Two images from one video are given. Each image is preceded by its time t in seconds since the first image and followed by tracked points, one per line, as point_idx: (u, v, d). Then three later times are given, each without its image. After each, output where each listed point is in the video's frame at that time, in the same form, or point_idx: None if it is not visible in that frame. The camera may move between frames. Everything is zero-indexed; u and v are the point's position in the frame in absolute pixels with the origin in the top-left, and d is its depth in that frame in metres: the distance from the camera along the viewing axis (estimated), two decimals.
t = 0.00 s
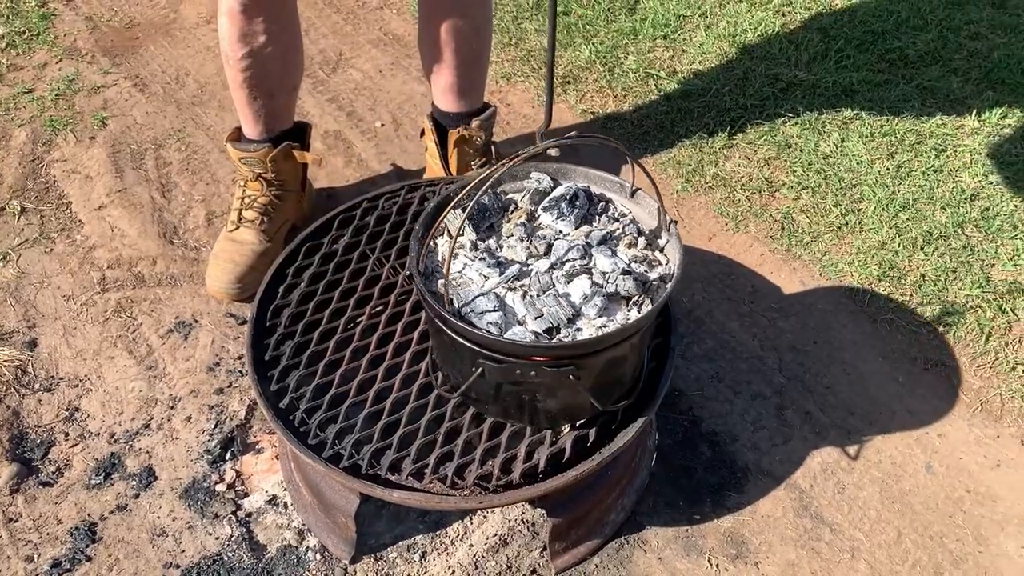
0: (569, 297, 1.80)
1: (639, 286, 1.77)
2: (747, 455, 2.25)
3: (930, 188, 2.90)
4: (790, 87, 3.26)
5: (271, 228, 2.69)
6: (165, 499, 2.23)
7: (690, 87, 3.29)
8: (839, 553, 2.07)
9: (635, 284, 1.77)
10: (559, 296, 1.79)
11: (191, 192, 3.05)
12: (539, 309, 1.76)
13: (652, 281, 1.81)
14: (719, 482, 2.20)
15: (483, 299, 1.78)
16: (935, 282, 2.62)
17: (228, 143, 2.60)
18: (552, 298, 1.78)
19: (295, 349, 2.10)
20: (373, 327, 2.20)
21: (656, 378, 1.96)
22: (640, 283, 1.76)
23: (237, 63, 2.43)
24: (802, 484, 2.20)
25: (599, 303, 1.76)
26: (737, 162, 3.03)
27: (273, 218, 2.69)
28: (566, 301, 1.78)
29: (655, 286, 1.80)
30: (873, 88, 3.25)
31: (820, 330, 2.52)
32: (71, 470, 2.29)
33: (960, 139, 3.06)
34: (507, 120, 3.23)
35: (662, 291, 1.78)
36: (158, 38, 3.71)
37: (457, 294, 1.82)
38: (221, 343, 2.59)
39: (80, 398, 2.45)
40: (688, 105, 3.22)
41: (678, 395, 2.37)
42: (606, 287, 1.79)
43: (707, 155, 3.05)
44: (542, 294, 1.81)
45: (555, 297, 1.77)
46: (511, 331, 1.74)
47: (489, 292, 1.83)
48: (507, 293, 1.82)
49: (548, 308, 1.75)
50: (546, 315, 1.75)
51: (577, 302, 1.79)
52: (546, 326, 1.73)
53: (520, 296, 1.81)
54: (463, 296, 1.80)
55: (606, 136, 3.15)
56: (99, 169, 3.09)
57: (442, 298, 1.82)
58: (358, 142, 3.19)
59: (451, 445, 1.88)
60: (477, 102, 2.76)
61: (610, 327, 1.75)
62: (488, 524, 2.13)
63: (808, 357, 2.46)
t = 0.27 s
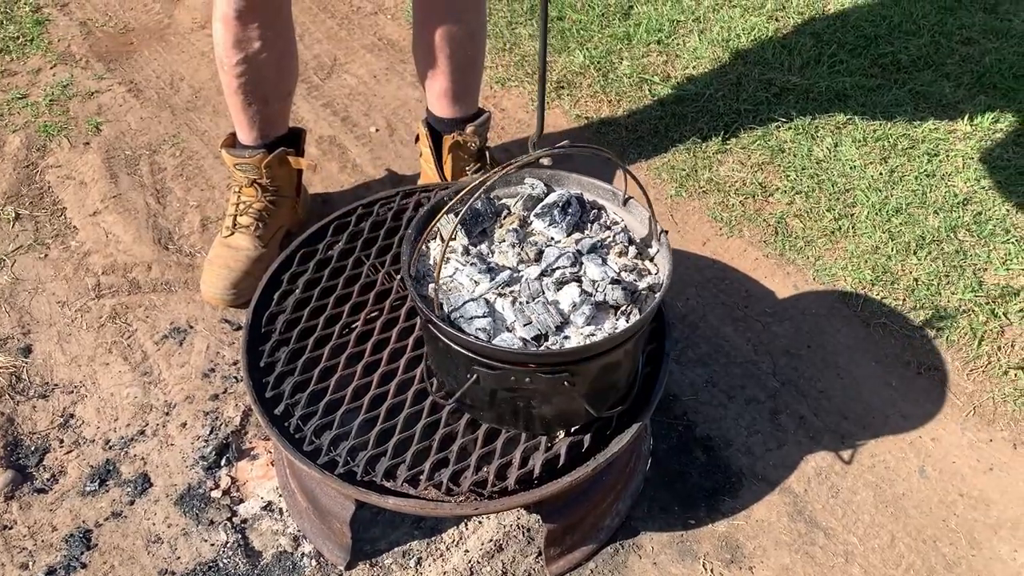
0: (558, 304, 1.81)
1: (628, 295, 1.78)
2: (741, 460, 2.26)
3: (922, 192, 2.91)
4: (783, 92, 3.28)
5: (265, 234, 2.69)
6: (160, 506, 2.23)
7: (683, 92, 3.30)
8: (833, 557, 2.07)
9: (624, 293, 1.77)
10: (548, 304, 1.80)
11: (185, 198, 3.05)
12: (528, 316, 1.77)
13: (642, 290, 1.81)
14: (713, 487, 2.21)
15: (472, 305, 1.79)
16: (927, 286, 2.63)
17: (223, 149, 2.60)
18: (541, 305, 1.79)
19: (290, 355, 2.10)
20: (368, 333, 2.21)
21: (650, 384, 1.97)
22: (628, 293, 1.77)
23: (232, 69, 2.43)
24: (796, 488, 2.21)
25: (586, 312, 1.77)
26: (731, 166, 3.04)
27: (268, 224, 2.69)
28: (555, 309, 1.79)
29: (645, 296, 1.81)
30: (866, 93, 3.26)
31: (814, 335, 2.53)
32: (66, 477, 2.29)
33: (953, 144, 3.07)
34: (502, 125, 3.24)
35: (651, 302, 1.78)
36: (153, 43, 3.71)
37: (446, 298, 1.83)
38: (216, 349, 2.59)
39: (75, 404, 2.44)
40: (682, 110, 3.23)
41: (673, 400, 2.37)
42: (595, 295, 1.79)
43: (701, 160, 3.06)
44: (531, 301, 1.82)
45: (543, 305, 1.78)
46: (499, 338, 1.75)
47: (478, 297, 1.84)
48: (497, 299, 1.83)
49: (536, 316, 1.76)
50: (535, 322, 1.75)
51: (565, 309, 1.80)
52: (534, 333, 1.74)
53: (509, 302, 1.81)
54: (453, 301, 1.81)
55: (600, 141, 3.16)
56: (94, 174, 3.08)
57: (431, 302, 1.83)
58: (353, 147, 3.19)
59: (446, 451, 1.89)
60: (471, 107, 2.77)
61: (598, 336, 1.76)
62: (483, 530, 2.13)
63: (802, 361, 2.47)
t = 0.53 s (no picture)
0: (556, 311, 1.81)
1: (626, 303, 1.78)
2: (741, 464, 2.26)
3: (920, 197, 2.92)
4: (781, 96, 3.29)
5: (265, 239, 2.69)
6: (160, 511, 2.23)
7: (682, 97, 3.31)
8: (833, 561, 2.08)
9: (622, 301, 1.78)
10: (546, 310, 1.81)
11: (185, 203, 3.05)
12: (526, 322, 1.77)
13: (640, 298, 1.82)
14: (713, 491, 2.21)
15: (470, 310, 1.80)
16: (926, 291, 2.64)
17: (223, 155, 2.60)
18: (538, 311, 1.79)
19: (291, 360, 2.11)
20: (369, 338, 2.21)
21: (650, 389, 1.97)
22: (626, 301, 1.78)
23: (232, 74, 2.43)
24: (795, 492, 2.21)
25: (583, 318, 1.77)
26: (729, 171, 3.05)
27: (268, 229, 2.69)
28: (553, 315, 1.79)
29: (642, 304, 1.81)
30: (864, 97, 3.27)
31: (813, 339, 2.54)
32: (66, 483, 2.29)
33: (951, 148, 3.08)
34: (501, 130, 3.25)
35: (648, 310, 1.79)
36: (152, 49, 3.72)
37: (445, 302, 1.84)
38: (216, 354, 2.59)
39: (75, 410, 2.45)
40: (680, 115, 3.24)
41: (672, 405, 2.38)
42: (593, 302, 1.80)
43: (700, 164, 3.07)
44: (529, 307, 1.82)
45: (541, 311, 1.79)
46: (496, 343, 1.76)
47: (477, 301, 1.84)
48: (495, 304, 1.83)
49: (533, 321, 1.76)
50: (532, 328, 1.76)
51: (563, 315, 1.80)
52: (531, 339, 1.75)
53: (507, 308, 1.82)
54: (452, 306, 1.82)
55: (599, 146, 3.17)
56: (94, 180, 3.09)
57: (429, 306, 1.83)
58: (353, 152, 3.20)
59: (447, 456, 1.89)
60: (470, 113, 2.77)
61: (594, 343, 1.76)
62: (484, 535, 2.14)
63: (802, 366, 2.47)
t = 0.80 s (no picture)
0: (562, 317, 1.82)
1: (630, 310, 1.79)
2: (745, 470, 2.27)
3: (923, 203, 2.93)
4: (784, 102, 3.30)
5: (270, 244, 2.70)
6: (165, 516, 2.24)
7: (685, 103, 3.32)
8: (836, 567, 2.08)
9: (626, 308, 1.79)
10: (551, 316, 1.82)
11: (190, 208, 3.06)
12: (531, 328, 1.78)
13: (644, 305, 1.83)
14: (717, 497, 2.22)
15: (476, 317, 1.80)
16: (929, 297, 2.64)
17: (228, 160, 2.62)
18: (543, 318, 1.80)
19: (296, 366, 2.11)
20: (374, 344, 2.22)
21: (655, 395, 1.98)
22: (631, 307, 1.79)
23: (237, 80, 2.45)
24: (799, 498, 2.21)
25: (588, 324, 1.78)
26: (732, 177, 3.06)
27: (272, 235, 2.71)
28: (558, 321, 1.80)
29: (647, 311, 1.82)
30: (867, 103, 3.29)
31: (816, 345, 2.55)
32: (72, 488, 2.30)
33: (953, 154, 3.09)
34: (505, 136, 3.26)
35: (653, 317, 1.80)
36: (157, 55, 3.74)
37: (450, 308, 1.84)
38: (221, 359, 2.60)
39: (80, 415, 2.45)
40: (683, 120, 3.25)
41: (676, 410, 2.39)
42: (598, 309, 1.81)
43: (703, 170, 3.08)
44: (534, 313, 1.83)
45: (546, 317, 1.79)
46: (501, 349, 1.76)
47: (482, 307, 1.85)
48: (501, 310, 1.84)
49: (539, 328, 1.77)
50: (538, 334, 1.77)
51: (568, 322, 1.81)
52: (536, 345, 1.76)
53: (513, 314, 1.82)
54: (457, 312, 1.83)
55: (603, 151, 3.18)
56: (99, 185, 3.10)
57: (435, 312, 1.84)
58: (357, 158, 3.21)
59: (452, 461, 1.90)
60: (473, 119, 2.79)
61: (599, 350, 1.77)
62: (488, 540, 2.14)
63: (805, 371, 2.48)
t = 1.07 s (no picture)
0: (564, 323, 1.83)
1: (633, 315, 1.81)
2: (746, 475, 2.28)
3: (924, 209, 2.94)
4: (785, 108, 3.31)
5: (274, 249, 2.72)
6: (170, 519, 2.25)
7: (687, 109, 3.33)
8: (838, 572, 2.09)
9: (629, 313, 1.80)
10: (555, 322, 1.83)
11: (194, 213, 3.08)
12: (535, 333, 1.80)
13: (647, 310, 1.84)
14: (719, 501, 2.23)
15: (479, 322, 1.82)
16: (930, 303, 2.66)
17: (233, 165, 2.63)
18: (547, 323, 1.81)
19: (301, 370, 2.13)
20: (378, 348, 2.23)
21: (657, 400, 1.99)
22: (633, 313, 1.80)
23: (242, 86, 2.46)
24: (800, 503, 2.22)
25: (591, 330, 1.79)
26: (734, 183, 3.07)
27: (277, 239, 2.72)
28: (561, 327, 1.82)
29: (649, 316, 1.83)
30: (868, 109, 3.30)
31: (818, 350, 2.56)
32: (77, 490, 2.31)
33: (955, 161, 3.10)
34: (508, 141, 3.28)
35: (655, 322, 1.81)
36: (162, 60, 3.76)
37: (455, 313, 1.86)
38: (225, 363, 2.61)
39: (85, 418, 2.47)
40: (686, 126, 3.27)
41: (678, 415, 2.40)
42: (601, 314, 1.82)
43: (705, 176, 3.10)
44: (538, 319, 1.84)
45: (550, 322, 1.81)
46: (505, 354, 1.78)
47: (486, 313, 1.86)
48: (505, 315, 1.85)
49: (542, 333, 1.79)
50: (541, 340, 1.78)
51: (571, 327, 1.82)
52: (540, 350, 1.77)
53: (517, 319, 1.84)
54: (461, 317, 1.84)
55: (605, 157, 3.20)
56: (104, 190, 3.12)
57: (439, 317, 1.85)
58: (361, 163, 3.23)
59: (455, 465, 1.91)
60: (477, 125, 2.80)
61: (602, 355, 1.78)
62: (491, 544, 2.15)
63: (806, 376, 2.49)
